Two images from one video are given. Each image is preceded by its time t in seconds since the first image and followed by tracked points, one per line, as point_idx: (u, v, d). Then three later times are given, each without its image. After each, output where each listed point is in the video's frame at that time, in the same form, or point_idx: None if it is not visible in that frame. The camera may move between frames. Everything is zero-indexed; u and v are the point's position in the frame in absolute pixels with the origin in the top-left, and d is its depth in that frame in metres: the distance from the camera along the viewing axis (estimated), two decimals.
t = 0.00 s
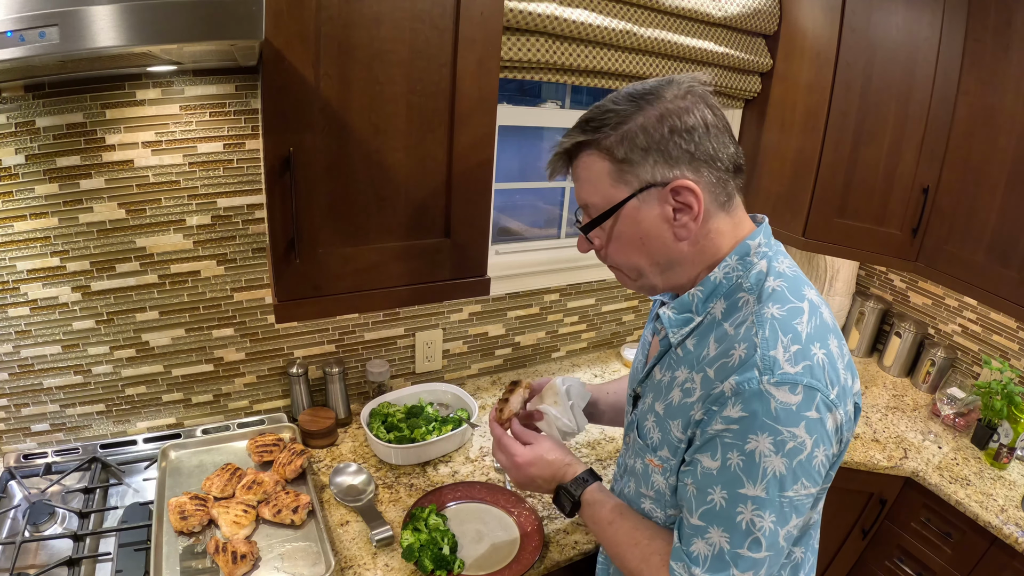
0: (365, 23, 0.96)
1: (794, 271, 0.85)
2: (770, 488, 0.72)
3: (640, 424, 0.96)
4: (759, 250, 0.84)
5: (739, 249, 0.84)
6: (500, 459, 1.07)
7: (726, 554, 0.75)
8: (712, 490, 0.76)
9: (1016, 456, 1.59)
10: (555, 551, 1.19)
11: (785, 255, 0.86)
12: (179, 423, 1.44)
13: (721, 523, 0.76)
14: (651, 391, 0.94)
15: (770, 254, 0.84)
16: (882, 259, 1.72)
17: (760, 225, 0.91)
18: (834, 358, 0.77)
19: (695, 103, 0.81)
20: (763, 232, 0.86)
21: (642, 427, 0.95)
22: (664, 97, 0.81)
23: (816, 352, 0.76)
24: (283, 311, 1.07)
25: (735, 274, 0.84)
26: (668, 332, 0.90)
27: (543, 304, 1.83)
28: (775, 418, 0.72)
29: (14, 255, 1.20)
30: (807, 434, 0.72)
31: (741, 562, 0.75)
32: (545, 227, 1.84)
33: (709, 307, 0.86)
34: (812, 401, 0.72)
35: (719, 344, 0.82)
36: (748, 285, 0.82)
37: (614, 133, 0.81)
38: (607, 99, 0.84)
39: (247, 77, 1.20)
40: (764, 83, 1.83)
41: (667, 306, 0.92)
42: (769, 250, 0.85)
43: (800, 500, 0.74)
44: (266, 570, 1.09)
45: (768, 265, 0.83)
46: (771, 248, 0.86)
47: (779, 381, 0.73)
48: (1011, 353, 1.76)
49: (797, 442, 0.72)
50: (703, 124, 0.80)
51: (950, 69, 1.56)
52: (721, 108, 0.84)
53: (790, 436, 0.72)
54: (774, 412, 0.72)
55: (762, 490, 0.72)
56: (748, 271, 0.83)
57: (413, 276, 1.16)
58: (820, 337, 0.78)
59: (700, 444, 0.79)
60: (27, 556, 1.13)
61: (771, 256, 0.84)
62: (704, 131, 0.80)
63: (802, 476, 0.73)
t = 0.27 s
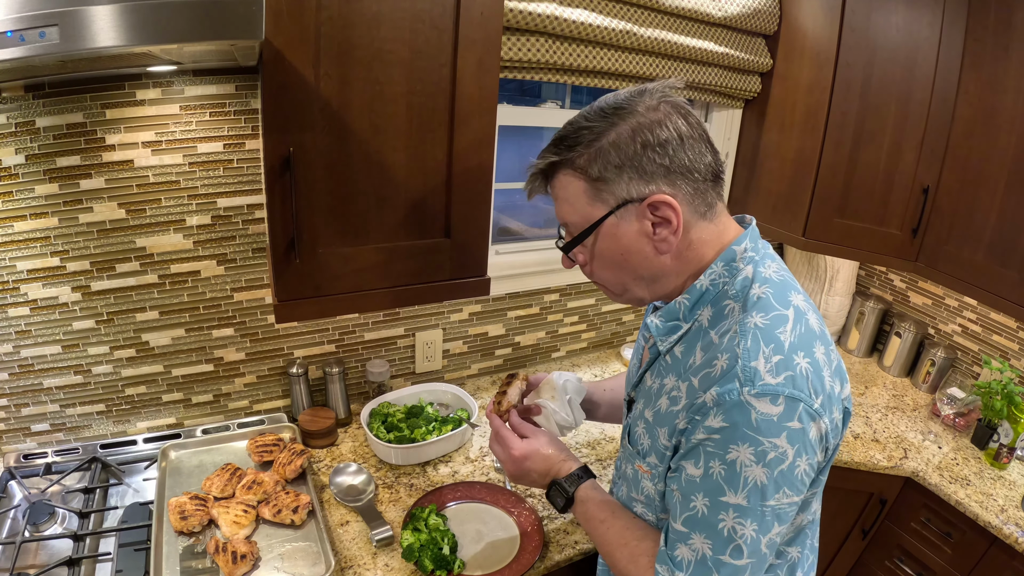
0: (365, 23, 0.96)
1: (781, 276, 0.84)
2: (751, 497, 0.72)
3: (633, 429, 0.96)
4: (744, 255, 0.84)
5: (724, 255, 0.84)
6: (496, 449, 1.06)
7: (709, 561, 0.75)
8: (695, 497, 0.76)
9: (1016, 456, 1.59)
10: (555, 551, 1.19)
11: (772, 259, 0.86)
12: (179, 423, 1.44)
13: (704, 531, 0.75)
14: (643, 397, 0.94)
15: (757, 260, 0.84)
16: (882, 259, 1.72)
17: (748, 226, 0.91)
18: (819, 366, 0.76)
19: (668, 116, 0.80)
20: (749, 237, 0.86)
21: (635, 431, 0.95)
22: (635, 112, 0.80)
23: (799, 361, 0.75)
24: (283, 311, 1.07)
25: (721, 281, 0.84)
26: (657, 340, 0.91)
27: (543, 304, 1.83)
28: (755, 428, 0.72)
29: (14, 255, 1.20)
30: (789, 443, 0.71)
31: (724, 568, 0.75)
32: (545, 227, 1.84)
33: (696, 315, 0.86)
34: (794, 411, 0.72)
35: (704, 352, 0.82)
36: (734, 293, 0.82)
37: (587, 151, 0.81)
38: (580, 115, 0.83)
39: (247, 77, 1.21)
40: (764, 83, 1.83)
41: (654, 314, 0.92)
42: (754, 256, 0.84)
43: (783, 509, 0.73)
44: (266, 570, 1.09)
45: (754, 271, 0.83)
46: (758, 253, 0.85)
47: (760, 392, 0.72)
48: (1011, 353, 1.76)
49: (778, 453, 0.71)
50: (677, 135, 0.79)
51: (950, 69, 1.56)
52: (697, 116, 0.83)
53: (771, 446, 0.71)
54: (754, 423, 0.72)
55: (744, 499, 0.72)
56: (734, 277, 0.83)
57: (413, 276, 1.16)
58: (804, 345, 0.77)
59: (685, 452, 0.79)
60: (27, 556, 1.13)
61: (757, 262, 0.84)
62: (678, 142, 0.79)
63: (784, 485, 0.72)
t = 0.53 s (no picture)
0: (365, 23, 0.96)
1: (754, 289, 0.83)
2: (725, 514, 0.72)
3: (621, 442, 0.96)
4: (713, 269, 0.84)
5: (692, 271, 0.84)
6: (495, 437, 1.03)
7: None
8: (671, 515, 0.76)
9: (1016, 456, 1.59)
10: (555, 551, 1.19)
11: (745, 272, 0.85)
12: (179, 423, 1.44)
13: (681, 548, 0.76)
14: (629, 413, 0.95)
15: (726, 273, 0.84)
16: (882, 260, 1.72)
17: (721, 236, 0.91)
18: (791, 381, 0.75)
19: (619, 148, 0.78)
20: (717, 250, 0.85)
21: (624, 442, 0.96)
22: (586, 147, 0.79)
23: (768, 379, 0.74)
24: (283, 311, 1.07)
25: (692, 298, 0.84)
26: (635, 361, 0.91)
27: (543, 304, 1.83)
28: (725, 449, 0.72)
29: (14, 255, 1.20)
30: (760, 462, 0.71)
31: None
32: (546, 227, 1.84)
33: (671, 334, 0.86)
34: (763, 430, 0.71)
35: (678, 372, 0.83)
36: (705, 310, 0.82)
37: (539, 191, 0.80)
38: (533, 150, 0.83)
39: (247, 77, 1.21)
40: (764, 83, 1.83)
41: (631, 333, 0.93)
42: (724, 270, 0.84)
43: (761, 526, 0.73)
44: (267, 570, 1.09)
45: (724, 286, 0.82)
46: (728, 265, 0.85)
47: (727, 413, 0.72)
48: (1011, 353, 1.76)
49: (750, 472, 0.71)
50: (629, 169, 0.78)
51: (950, 69, 1.56)
52: (652, 143, 0.81)
53: (742, 466, 0.71)
54: (723, 444, 0.72)
55: (718, 516, 0.72)
56: (704, 293, 0.83)
57: (413, 276, 1.16)
58: (775, 361, 0.76)
59: (663, 470, 0.80)
60: (27, 556, 1.13)
61: (727, 276, 0.83)
62: (630, 176, 0.78)
63: (759, 503, 0.72)
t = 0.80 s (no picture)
0: (365, 23, 0.96)
1: (727, 309, 0.82)
2: (689, 535, 0.72)
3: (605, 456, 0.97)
4: (682, 290, 0.84)
5: (662, 293, 0.84)
6: (495, 413, 1.01)
7: None
8: (638, 530, 0.76)
9: (1016, 456, 1.59)
10: (555, 551, 1.19)
11: (719, 291, 0.84)
12: (179, 423, 1.44)
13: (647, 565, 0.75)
14: (610, 429, 0.94)
15: (698, 294, 0.83)
16: (883, 260, 1.72)
17: (698, 252, 0.90)
18: (760, 407, 0.73)
19: (565, 185, 0.77)
20: (687, 269, 0.85)
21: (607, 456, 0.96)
22: (532, 189, 0.78)
23: (734, 407, 0.72)
24: (283, 311, 1.07)
25: (663, 319, 0.84)
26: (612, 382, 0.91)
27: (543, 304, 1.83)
28: (687, 474, 0.71)
29: (14, 255, 1.21)
30: (723, 488, 0.70)
31: None
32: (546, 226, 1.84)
33: (645, 355, 0.86)
34: (727, 458, 0.70)
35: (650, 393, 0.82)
36: (676, 333, 0.82)
37: (494, 236, 0.81)
38: (488, 190, 0.83)
39: (247, 77, 1.21)
40: (764, 83, 1.83)
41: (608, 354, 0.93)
42: (695, 289, 0.83)
43: (725, 549, 0.72)
44: (267, 570, 1.09)
45: (695, 308, 0.82)
46: (700, 284, 0.84)
47: (690, 441, 0.71)
48: (1011, 353, 1.76)
49: (712, 497, 0.70)
50: (576, 206, 0.77)
51: (950, 69, 1.56)
52: (600, 171, 0.80)
53: (704, 491, 0.70)
54: (685, 469, 0.71)
55: (682, 537, 0.72)
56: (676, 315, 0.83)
57: (412, 276, 1.16)
58: (744, 388, 0.74)
59: (635, 489, 0.80)
60: (27, 556, 1.13)
61: (697, 296, 0.83)
62: (578, 213, 0.77)
63: (723, 526, 0.71)
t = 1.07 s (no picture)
0: (365, 23, 0.96)
1: (709, 311, 0.81)
2: (673, 536, 0.72)
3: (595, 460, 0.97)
4: (664, 295, 0.83)
5: (643, 300, 0.84)
6: (492, 403, 0.98)
7: None
8: (623, 532, 0.76)
9: (1016, 456, 1.59)
10: (555, 551, 1.19)
11: (701, 293, 0.83)
12: (179, 423, 1.44)
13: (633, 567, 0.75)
14: (599, 433, 0.94)
15: (679, 297, 0.82)
16: (882, 260, 1.72)
17: (681, 254, 0.89)
18: (742, 409, 0.73)
19: (542, 200, 0.77)
20: (668, 273, 0.84)
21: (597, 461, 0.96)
22: (509, 205, 0.78)
23: (715, 410, 0.72)
24: (283, 311, 1.07)
25: (646, 325, 0.84)
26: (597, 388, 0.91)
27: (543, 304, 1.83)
28: (669, 477, 0.71)
29: (14, 255, 1.20)
30: (706, 490, 0.70)
31: None
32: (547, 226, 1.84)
33: (629, 360, 0.85)
34: (709, 460, 0.70)
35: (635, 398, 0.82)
36: (658, 338, 0.82)
37: (474, 251, 0.81)
38: (467, 204, 0.83)
39: (247, 77, 1.21)
40: (764, 83, 1.83)
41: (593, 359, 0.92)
42: (676, 294, 0.83)
43: (710, 550, 0.72)
44: (267, 570, 1.09)
45: (676, 312, 0.81)
46: (681, 289, 0.83)
47: (671, 444, 0.71)
48: (1011, 353, 1.76)
49: (695, 500, 0.70)
50: (552, 221, 0.76)
51: (950, 69, 1.56)
52: (577, 183, 0.79)
53: (687, 494, 0.70)
54: (667, 471, 0.71)
55: (666, 538, 0.72)
56: (658, 320, 0.82)
57: (412, 276, 1.16)
58: (725, 390, 0.73)
59: (622, 492, 0.79)
60: (27, 556, 1.13)
61: (678, 300, 0.82)
62: (554, 227, 0.76)
63: (707, 528, 0.71)
